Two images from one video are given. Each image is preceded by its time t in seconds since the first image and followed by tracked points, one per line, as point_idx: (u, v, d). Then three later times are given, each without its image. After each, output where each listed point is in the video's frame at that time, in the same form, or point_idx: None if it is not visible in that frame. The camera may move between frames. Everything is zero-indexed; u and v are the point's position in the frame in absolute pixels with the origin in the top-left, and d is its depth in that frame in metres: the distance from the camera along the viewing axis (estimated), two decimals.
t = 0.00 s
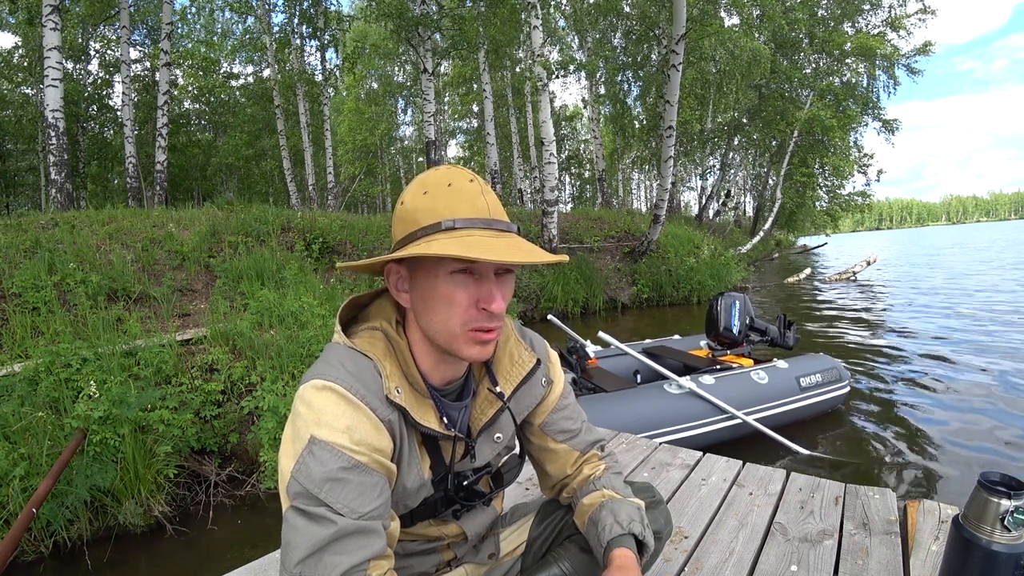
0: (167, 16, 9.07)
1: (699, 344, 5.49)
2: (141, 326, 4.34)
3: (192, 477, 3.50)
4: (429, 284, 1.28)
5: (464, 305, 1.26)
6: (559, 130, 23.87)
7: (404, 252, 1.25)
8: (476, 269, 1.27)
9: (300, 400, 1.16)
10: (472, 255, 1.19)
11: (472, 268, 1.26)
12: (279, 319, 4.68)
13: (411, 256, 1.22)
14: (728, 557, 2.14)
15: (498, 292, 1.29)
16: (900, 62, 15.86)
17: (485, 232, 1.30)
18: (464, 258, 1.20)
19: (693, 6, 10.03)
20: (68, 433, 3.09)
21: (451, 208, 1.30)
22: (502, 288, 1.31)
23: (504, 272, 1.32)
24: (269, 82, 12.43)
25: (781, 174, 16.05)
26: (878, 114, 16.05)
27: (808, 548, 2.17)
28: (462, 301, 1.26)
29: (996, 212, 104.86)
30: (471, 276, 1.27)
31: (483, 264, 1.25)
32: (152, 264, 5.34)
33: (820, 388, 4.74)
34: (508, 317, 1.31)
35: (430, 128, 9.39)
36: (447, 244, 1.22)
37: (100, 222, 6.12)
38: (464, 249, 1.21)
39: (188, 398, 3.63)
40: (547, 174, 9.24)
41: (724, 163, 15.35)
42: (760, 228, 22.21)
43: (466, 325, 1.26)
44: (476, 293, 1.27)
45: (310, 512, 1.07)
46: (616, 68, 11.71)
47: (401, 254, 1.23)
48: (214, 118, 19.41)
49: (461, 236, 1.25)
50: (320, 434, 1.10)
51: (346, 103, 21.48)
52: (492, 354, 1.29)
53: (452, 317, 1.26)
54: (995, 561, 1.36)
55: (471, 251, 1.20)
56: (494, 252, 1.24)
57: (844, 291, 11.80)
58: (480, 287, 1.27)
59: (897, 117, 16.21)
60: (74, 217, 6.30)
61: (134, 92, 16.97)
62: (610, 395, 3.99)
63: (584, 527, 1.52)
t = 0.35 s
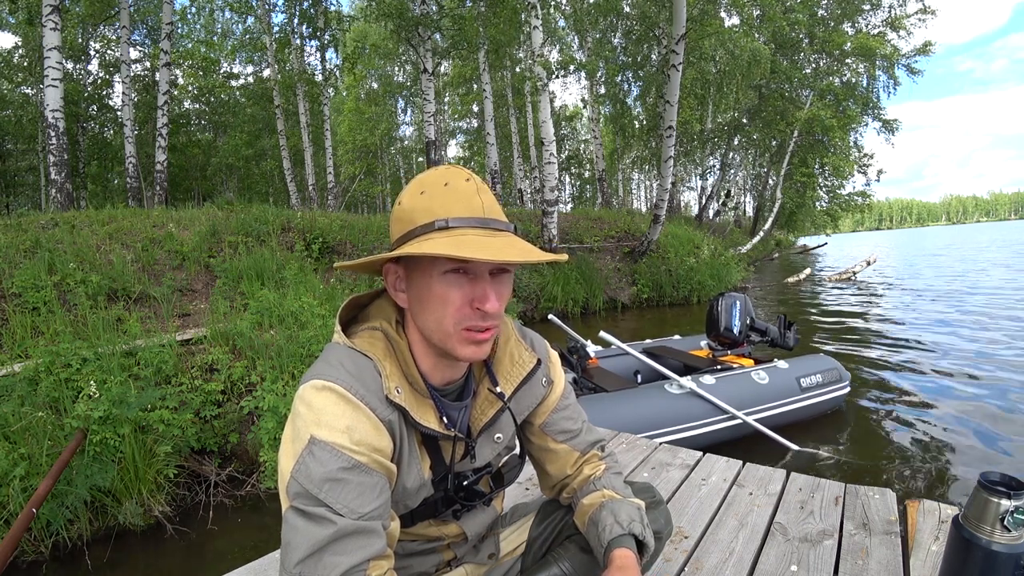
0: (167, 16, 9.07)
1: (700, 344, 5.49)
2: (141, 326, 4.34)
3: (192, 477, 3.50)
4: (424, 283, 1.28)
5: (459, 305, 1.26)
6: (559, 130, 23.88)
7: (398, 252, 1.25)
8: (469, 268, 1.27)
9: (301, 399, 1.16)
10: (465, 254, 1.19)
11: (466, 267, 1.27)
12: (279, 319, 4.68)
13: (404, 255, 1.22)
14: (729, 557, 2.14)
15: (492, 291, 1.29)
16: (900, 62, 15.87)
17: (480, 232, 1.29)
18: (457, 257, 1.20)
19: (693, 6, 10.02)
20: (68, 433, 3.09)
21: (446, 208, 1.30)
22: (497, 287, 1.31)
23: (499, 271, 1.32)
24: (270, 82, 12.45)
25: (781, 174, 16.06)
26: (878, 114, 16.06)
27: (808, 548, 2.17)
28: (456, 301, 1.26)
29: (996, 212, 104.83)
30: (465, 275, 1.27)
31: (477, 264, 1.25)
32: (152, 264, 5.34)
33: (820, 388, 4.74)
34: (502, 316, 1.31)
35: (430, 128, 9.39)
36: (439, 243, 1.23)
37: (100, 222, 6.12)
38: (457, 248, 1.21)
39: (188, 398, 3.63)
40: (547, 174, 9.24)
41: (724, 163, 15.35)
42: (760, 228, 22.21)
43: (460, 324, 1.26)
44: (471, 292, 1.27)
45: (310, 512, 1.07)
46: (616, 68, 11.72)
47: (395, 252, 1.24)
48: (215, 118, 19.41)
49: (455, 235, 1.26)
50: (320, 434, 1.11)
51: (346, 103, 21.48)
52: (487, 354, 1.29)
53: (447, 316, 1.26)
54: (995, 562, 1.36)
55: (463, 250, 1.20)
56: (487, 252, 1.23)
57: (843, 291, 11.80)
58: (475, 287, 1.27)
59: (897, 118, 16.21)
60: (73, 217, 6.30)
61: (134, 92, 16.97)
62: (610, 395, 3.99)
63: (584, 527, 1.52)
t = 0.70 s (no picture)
0: (167, 16, 9.07)
1: (700, 344, 5.49)
2: (141, 326, 4.34)
3: (192, 477, 3.50)
4: (419, 284, 1.28)
5: (452, 305, 1.26)
6: (559, 130, 23.88)
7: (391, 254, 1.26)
8: (460, 268, 1.27)
9: (300, 399, 1.16)
10: (455, 255, 1.19)
11: (459, 267, 1.27)
12: (279, 319, 4.68)
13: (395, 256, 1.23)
14: (729, 557, 2.14)
15: (485, 290, 1.28)
16: (900, 62, 15.87)
17: (472, 231, 1.29)
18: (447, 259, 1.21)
19: (693, 6, 10.01)
20: (67, 433, 3.09)
21: (438, 208, 1.30)
22: (491, 287, 1.30)
23: (494, 270, 1.32)
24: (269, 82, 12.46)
25: (781, 174, 16.05)
26: (878, 114, 16.05)
27: (808, 548, 2.17)
28: (449, 301, 1.26)
29: (996, 212, 104.76)
30: (459, 275, 1.27)
31: (469, 263, 1.24)
32: (152, 264, 5.34)
33: (820, 388, 4.74)
34: (497, 315, 1.30)
35: (430, 128, 9.38)
36: (428, 245, 1.23)
37: (100, 222, 6.12)
38: (447, 250, 1.21)
39: (187, 398, 3.63)
40: (547, 174, 9.24)
41: (724, 163, 15.35)
42: (760, 228, 22.21)
43: (454, 324, 1.26)
44: (463, 292, 1.27)
45: (309, 511, 1.07)
46: (616, 68, 11.71)
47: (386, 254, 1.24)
48: (215, 118, 19.41)
49: (446, 235, 1.25)
50: (319, 433, 1.10)
51: (346, 103, 21.48)
52: (482, 354, 1.28)
53: (441, 317, 1.26)
54: (995, 561, 1.36)
55: (452, 250, 1.20)
56: (479, 252, 1.23)
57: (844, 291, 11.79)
58: (468, 287, 1.27)
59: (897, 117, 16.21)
60: (74, 217, 6.30)
61: (134, 92, 16.96)
62: (610, 395, 3.99)
63: (584, 526, 1.52)
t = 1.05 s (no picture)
0: (167, 16, 9.07)
1: (700, 344, 5.49)
2: (141, 326, 4.34)
3: (192, 477, 3.50)
4: (411, 284, 1.29)
5: (441, 305, 1.26)
6: (559, 130, 23.88)
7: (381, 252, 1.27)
8: (447, 268, 1.27)
9: (300, 400, 1.16)
10: (440, 255, 1.19)
11: (447, 267, 1.27)
12: (280, 319, 4.68)
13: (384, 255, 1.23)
14: (729, 557, 2.14)
15: (474, 289, 1.28)
16: (900, 62, 15.87)
17: (462, 229, 1.28)
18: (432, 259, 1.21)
19: (693, 6, 10.00)
20: (68, 433, 3.09)
21: (428, 207, 1.30)
22: (480, 286, 1.30)
23: (484, 269, 1.31)
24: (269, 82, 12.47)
25: (781, 173, 16.05)
26: (878, 114, 16.05)
27: (808, 548, 2.17)
28: (439, 300, 1.26)
29: (996, 212, 104.74)
30: (448, 274, 1.27)
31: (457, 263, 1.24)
32: (152, 264, 5.34)
33: (820, 388, 4.74)
34: (487, 314, 1.30)
35: (430, 128, 9.38)
36: (414, 243, 1.23)
37: (100, 222, 6.12)
38: (433, 249, 1.21)
39: (188, 398, 3.63)
40: (547, 174, 9.24)
41: (724, 163, 15.35)
42: (760, 228, 22.21)
43: (445, 324, 1.26)
44: (451, 292, 1.27)
45: (309, 512, 1.07)
46: (616, 68, 11.71)
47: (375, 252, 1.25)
48: (215, 118, 19.41)
49: (433, 234, 1.25)
50: (318, 434, 1.10)
51: (346, 103, 21.48)
52: (474, 354, 1.28)
53: (431, 317, 1.26)
54: (995, 562, 1.36)
55: (436, 250, 1.20)
56: (467, 252, 1.22)
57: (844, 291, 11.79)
58: (458, 286, 1.27)
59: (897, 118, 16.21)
60: (73, 217, 6.30)
61: (134, 92, 16.96)
62: (611, 395, 3.99)
63: (585, 527, 1.52)
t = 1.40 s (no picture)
0: (167, 16, 9.07)
1: (699, 344, 5.49)
2: (141, 326, 4.34)
3: (192, 477, 3.50)
4: (404, 286, 1.29)
5: (434, 306, 1.27)
6: (558, 130, 23.88)
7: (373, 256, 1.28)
8: (437, 269, 1.27)
9: (299, 400, 1.16)
10: (429, 257, 1.19)
11: (439, 268, 1.27)
12: (279, 319, 4.68)
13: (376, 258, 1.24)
14: (728, 557, 2.14)
15: (465, 290, 1.28)
16: (900, 62, 15.86)
17: (453, 230, 1.28)
18: (423, 260, 1.21)
19: (693, 6, 9.99)
20: (68, 433, 3.09)
21: (420, 209, 1.30)
22: (473, 287, 1.30)
23: (477, 269, 1.30)
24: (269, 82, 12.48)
25: (781, 174, 16.05)
26: (878, 114, 16.05)
27: (809, 548, 2.17)
28: (431, 302, 1.27)
29: (996, 212, 104.69)
30: (439, 276, 1.27)
31: (447, 264, 1.24)
32: (152, 264, 5.34)
33: (820, 388, 4.74)
34: (480, 314, 1.29)
35: (430, 128, 9.39)
36: (405, 246, 1.24)
37: (101, 222, 6.12)
38: (423, 250, 1.21)
39: (188, 398, 3.63)
40: (547, 174, 9.24)
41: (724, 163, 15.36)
42: (760, 228, 22.20)
43: (438, 325, 1.26)
44: (443, 293, 1.27)
45: (309, 512, 1.07)
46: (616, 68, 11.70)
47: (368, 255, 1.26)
48: (215, 118, 19.42)
49: (424, 236, 1.26)
50: (318, 434, 1.11)
51: (346, 103, 21.47)
52: (468, 355, 1.28)
53: (424, 319, 1.27)
54: (994, 561, 1.36)
55: (426, 252, 1.21)
56: (456, 254, 1.22)
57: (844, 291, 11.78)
58: (449, 287, 1.27)
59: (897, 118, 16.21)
60: (74, 217, 6.31)
61: (134, 92, 16.95)
62: (610, 395, 3.99)
63: (584, 527, 1.53)
